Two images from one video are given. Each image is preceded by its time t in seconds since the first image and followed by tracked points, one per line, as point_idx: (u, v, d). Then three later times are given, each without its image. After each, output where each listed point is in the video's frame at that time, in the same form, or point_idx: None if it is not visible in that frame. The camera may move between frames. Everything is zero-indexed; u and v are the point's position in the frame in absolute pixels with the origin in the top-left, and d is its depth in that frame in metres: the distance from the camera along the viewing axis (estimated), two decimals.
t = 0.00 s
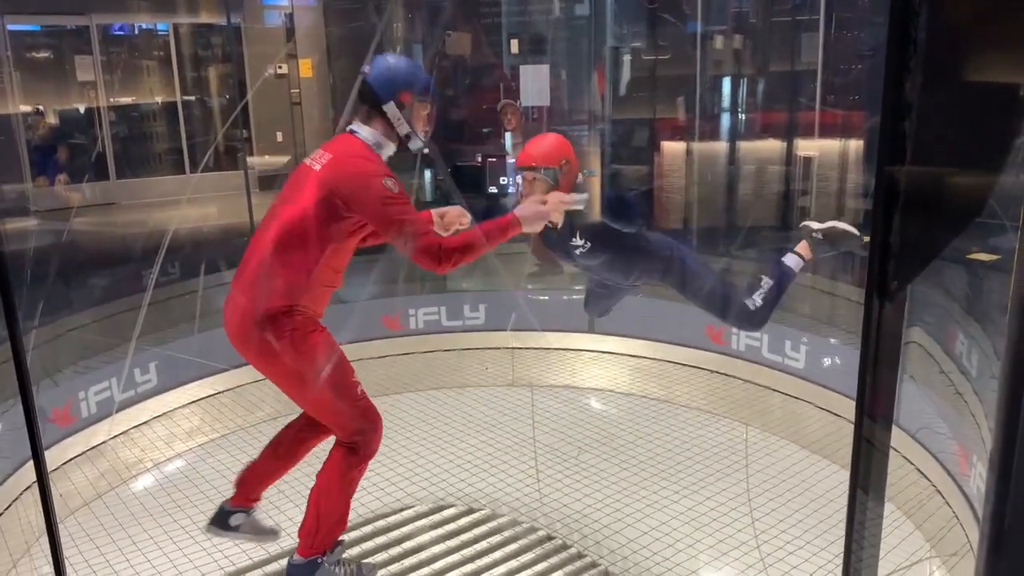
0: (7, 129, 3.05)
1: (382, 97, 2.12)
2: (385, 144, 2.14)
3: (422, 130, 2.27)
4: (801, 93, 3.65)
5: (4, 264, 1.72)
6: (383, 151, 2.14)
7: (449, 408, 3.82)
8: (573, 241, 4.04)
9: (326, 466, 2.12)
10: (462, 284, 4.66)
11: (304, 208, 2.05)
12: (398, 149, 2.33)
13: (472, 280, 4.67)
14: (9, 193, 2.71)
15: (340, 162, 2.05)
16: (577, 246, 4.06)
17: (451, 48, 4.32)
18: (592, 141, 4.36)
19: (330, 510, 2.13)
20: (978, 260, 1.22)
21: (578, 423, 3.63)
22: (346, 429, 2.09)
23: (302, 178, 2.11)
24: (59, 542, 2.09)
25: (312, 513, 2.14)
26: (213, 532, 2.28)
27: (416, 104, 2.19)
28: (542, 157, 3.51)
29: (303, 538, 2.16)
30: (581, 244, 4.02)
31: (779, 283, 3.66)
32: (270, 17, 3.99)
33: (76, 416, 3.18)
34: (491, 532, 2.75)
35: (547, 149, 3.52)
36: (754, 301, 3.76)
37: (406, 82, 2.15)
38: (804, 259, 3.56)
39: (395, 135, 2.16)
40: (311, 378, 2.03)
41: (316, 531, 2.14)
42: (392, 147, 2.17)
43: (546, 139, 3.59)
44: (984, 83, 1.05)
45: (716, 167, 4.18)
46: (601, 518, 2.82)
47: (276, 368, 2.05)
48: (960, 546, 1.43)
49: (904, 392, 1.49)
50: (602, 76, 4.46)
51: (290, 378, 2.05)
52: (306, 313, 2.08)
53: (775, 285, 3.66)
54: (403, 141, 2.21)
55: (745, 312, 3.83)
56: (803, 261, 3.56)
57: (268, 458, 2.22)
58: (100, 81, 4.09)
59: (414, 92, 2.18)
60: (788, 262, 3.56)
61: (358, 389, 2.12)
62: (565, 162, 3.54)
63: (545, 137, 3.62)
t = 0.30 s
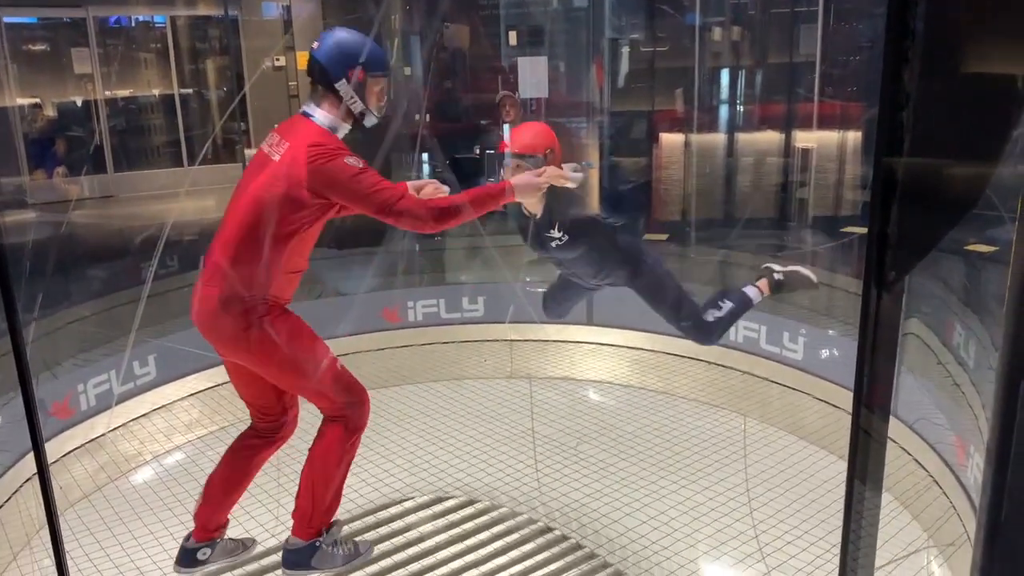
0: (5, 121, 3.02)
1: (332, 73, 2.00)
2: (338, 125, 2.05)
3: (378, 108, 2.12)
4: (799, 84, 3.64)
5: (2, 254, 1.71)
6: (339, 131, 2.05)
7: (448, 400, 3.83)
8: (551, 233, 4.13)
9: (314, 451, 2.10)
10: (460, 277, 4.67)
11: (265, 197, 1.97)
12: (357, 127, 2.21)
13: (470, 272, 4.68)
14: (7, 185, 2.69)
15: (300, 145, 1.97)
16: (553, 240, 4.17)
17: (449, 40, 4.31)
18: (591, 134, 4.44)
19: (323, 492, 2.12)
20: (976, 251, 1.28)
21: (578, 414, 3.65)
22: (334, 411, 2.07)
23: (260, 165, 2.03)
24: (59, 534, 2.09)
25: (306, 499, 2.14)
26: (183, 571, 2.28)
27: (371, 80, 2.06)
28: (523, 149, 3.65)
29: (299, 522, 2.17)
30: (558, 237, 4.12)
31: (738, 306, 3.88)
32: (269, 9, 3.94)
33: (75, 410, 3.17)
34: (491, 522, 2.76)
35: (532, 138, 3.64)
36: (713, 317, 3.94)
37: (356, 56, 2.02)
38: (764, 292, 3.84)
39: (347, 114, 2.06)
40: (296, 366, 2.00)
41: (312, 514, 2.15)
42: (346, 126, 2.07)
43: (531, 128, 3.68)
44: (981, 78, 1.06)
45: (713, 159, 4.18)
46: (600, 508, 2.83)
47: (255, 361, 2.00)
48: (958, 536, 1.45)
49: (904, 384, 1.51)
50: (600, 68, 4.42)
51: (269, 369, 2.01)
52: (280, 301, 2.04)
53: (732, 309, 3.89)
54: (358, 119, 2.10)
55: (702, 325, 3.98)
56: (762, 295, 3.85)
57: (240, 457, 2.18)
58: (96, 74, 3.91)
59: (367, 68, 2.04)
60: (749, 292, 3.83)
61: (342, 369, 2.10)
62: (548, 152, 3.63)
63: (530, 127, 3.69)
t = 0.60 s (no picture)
0: None
1: (326, 65, 2.00)
2: (325, 118, 2.05)
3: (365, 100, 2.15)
4: (795, 74, 3.64)
5: None
6: (324, 123, 2.05)
7: (444, 391, 3.84)
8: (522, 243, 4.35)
9: (298, 452, 2.07)
10: (456, 268, 4.66)
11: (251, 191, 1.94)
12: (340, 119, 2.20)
13: (466, 264, 4.67)
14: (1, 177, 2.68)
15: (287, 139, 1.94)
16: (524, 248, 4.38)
17: (444, 31, 4.30)
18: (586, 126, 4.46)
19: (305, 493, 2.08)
20: (970, 242, 1.28)
21: (574, 405, 3.66)
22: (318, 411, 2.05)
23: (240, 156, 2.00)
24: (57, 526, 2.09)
25: (290, 505, 2.09)
26: (179, 564, 2.29)
27: (362, 74, 2.08)
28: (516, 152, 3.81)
29: (286, 533, 2.10)
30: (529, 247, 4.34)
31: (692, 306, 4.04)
32: None
33: (70, 401, 3.18)
34: (487, 513, 2.77)
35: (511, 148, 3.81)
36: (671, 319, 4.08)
37: (348, 49, 2.03)
38: (717, 289, 4.03)
39: (334, 106, 2.06)
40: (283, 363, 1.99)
41: (297, 520, 2.10)
42: (329, 118, 2.07)
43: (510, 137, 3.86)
44: (979, 68, 1.06)
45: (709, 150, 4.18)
46: (595, 498, 2.85)
47: (240, 357, 1.99)
48: (950, 525, 1.47)
49: (898, 374, 1.52)
50: (596, 59, 4.40)
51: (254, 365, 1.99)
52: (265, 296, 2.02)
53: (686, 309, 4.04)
54: (342, 113, 2.10)
55: (660, 328, 4.11)
56: (716, 291, 4.03)
57: (230, 449, 2.18)
58: (91, 65, 3.95)
59: (359, 61, 2.06)
60: (703, 289, 4.00)
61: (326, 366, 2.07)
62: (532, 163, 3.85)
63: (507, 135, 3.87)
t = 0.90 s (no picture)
0: None
1: (334, 52, 1.99)
2: (328, 107, 2.04)
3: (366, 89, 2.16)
4: (790, 67, 3.63)
5: None
6: (328, 113, 2.05)
7: (439, 383, 3.84)
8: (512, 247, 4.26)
9: (297, 450, 2.07)
10: (450, 261, 4.66)
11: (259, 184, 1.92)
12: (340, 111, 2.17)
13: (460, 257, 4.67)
14: None
15: (297, 132, 1.92)
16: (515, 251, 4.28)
17: (438, 22, 4.28)
18: (581, 118, 4.44)
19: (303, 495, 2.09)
20: (962, 236, 1.25)
21: (568, 396, 3.67)
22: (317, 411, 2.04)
23: (243, 146, 1.97)
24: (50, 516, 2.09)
25: (289, 505, 2.09)
26: (172, 554, 2.31)
27: (364, 62, 2.09)
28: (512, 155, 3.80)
29: (281, 531, 2.11)
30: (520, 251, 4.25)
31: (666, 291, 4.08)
32: None
33: (63, 393, 3.16)
34: (481, 505, 2.78)
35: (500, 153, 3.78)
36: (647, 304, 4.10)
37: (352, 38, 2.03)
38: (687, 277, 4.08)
39: (340, 94, 2.05)
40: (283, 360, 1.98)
41: (294, 520, 2.10)
42: (333, 106, 2.06)
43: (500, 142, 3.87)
44: (975, 61, 1.07)
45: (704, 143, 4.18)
46: (589, 490, 2.85)
47: (240, 353, 1.97)
48: (942, 516, 1.48)
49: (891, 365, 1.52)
50: (591, 52, 4.39)
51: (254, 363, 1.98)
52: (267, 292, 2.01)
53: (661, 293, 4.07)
54: (347, 102, 2.10)
55: (634, 312, 4.12)
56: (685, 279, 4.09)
57: (227, 443, 2.17)
58: (82, 57, 3.81)
59: (362, 50, 2.08)
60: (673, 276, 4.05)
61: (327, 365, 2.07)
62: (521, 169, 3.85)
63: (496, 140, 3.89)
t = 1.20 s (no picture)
0: None
1: (337, 38, 1.97)
2: (334, 95, 2.03)
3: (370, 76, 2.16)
4: (782, 63, 3.64)
5: None
6: (333, 101, 2.04)
7: (432, 378, 3.84)
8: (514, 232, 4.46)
9: (295, 450, 2.06)
10: (442, 256, 4.66)
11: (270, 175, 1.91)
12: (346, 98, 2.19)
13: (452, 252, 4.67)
14: None
15: (309, 122, 1.90)
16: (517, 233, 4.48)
17: (430, 17, 4.27)
18: (573, 113, 4.45)
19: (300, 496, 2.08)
20: (954, 230, 1.29)
21: (560, 391, 3.68)
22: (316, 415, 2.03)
23: (248, 137, 1.96)
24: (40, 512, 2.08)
25: (286, 505, 2.08)
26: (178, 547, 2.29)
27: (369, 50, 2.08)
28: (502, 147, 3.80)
29: (277, 530, 2.11)
30: (522, 236, 4.46)
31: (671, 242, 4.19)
32: None
33: (54, 388, 3.15)
34: (474, 500, 2.78)
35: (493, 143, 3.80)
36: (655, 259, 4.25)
37: (357, 25, 2.02)
38: (687, 217, 4.19)
39: (346, 83, 2.05)
40: (287, 360, 1.96)
41: (291, 519, 2.09)
42: (339, 94, 2.06)
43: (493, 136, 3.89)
44: (973, 58, 1.10)
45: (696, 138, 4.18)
46: (582, 486, 2.86)
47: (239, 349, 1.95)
48: (933, 509, 1.49)
49: (884, 360, 1.52)
50: (583, 47, 4.38)
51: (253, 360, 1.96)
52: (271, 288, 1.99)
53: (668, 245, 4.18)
54: (351, 91, 2.10)
55: (646, 269, 4.28)
56: (685, 220, 4.19)
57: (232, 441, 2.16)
58: (72, 50, 3.85)
59: (367, 36, 2.06)
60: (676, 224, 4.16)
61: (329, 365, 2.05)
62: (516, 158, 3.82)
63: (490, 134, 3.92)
